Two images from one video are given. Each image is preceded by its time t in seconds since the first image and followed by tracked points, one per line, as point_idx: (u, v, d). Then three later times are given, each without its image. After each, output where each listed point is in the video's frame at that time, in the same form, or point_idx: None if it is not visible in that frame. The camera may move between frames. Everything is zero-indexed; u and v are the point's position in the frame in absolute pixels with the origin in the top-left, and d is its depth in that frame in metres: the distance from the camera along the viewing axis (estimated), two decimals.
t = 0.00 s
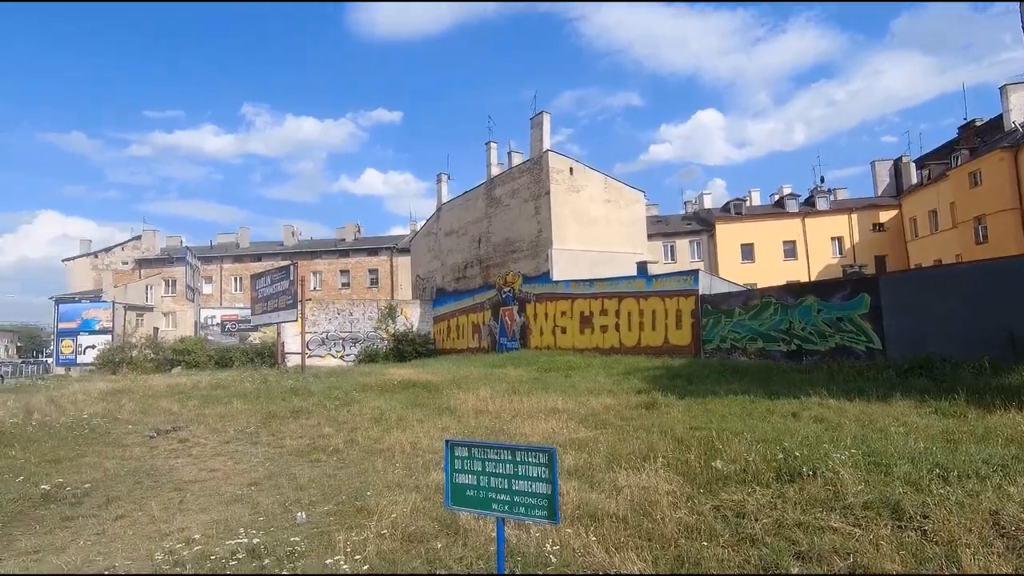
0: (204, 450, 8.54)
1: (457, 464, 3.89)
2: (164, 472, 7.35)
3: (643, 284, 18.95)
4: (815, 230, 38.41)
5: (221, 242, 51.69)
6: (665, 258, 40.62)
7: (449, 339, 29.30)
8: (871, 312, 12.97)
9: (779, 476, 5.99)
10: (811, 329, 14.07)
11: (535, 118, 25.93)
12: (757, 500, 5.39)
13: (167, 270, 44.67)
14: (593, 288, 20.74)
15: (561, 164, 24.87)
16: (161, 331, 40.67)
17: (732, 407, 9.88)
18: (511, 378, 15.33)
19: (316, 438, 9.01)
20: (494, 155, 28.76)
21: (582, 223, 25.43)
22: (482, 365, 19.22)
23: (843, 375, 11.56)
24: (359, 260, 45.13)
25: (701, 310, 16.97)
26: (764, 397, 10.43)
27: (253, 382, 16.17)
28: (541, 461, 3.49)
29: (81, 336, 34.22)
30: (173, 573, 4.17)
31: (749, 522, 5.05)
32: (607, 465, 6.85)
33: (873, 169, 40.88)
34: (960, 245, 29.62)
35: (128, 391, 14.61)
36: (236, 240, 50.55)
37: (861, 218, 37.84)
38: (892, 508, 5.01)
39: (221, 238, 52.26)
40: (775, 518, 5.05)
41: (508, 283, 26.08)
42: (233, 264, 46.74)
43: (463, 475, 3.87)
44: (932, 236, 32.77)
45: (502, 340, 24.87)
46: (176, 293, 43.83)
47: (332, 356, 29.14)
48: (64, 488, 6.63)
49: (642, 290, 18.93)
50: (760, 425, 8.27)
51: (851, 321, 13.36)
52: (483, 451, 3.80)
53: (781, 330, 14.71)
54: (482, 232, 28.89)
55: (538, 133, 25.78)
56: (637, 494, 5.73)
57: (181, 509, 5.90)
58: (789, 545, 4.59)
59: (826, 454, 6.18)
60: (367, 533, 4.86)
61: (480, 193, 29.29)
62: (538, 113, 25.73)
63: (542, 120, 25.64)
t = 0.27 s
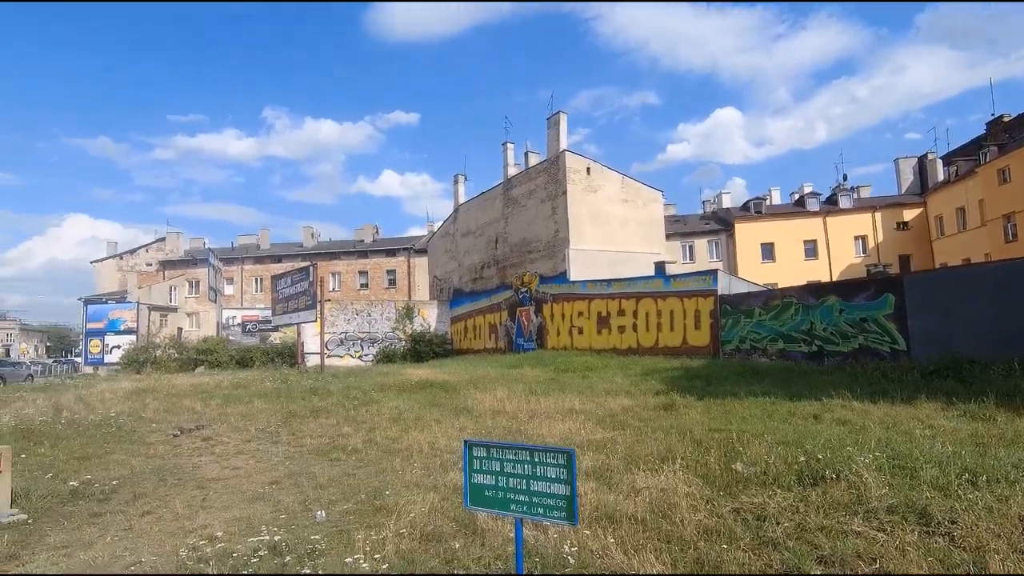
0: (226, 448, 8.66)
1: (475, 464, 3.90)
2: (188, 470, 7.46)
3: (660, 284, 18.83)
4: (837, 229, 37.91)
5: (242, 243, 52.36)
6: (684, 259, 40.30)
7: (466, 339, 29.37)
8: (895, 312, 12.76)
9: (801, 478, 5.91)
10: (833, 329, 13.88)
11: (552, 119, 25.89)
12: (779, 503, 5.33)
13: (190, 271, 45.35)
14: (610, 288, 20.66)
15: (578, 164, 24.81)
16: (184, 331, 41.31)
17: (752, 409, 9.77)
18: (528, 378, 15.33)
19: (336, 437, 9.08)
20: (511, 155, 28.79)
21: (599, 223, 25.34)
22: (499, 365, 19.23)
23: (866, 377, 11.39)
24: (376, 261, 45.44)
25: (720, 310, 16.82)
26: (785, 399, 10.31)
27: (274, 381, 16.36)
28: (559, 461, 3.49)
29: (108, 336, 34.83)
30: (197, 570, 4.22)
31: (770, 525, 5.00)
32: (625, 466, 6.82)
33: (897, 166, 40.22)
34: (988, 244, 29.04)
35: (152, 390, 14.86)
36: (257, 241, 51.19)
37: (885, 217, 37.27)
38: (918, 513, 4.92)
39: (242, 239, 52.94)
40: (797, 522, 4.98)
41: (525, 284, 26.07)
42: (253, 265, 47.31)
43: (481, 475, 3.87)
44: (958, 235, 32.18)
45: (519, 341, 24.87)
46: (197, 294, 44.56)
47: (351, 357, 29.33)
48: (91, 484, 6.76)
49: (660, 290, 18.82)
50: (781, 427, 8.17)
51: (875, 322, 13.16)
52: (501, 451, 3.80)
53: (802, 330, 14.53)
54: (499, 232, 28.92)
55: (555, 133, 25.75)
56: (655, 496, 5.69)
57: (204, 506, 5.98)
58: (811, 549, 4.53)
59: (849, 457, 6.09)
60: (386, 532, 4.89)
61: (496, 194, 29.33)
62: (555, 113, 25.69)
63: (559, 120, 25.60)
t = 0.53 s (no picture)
0: (245, 447, 8.75)
1: (492, 464, 3.90)
2: (207, 468, 7.55)
3: (676, 284, 18.72)
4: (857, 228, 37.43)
5: (260, 245, 52.90)
6: (700, 259, 39.99)
7: (480, 340, 29.41)
8: (917, 312, 12.60)
9: (821, 481, 5.85)
10: (853, 330, 13.70)
11: (567, 119, 25.85)
12: (798, 506, 5.27)
13: (209, 272, 45.91)
14: (625, 289, 20.57)
15: (593, 164, 24.74)
16: (203, 331, 41.83)
17: (770, 410, 9.68)
18: (543, 379, 15.31)
19: (353, 437, 9.14)
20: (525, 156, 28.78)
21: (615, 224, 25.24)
22: (514, 365, 19.23)
23: (887, 379, 11.23)
24: (392, 262, 45.65)
25: (737, 311, 16.68)
26: (804, 401, 10.19)
27: (292, 381, 16.51)
28: (577, 462, 3.48)
29: (129, 336, 35.35)
30: (217, 568, 4.27)
31: (789, 529, 4.94)
32: (641, 468, 6.78)
33: (920, 164, 39.58)
34: (1014, 242, 28.51)
35: (172, 389, 15.06)
36: (275, 242, 51.69)
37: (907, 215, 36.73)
38: (942, 517, 4.85)
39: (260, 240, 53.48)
40: (817, 525, 4.92)
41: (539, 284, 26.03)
42: (271, 266, 47.76)
43: (498, 475, 3.88)
44: (983, 233, 31.62)
45: (533, 341, 24.86)
46: (216, 294, 45.24)
47: (367, 357, 29.62)
48: (115, 482, 6.87)
49: (676, 290, 18.71)
50: (800, 429, 8.08)
51: (896, 322, 13.00)
52: (518, 452, 3.80)
53: (822, 331, 14.37)
54: (514, 233, 28.92)
55: (570, 134, 25.71)
56: (673, 498, 5.66)
57: (224, 504, 6.06)
58: (831, 553, 4.48)
59: (870, 460, 6.00)
60: (403, 531, 4.91)
61: (511, 194, 29.34)
62: (570, 113, 25.65)
63: (574, 120, 25.55)
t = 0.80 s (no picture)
0: (262, 446, 8.84)
1: (509, 465, 3.90)
2: (226, 466, 7.64)
3: (692, 285, 18.60)
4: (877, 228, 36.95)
5: (277, 246, 53.40)
6: (716, 259, 39.69)
7: (494, 340, 29.43)
8: (940, 313, 12.42)
9: (840, 484, 5.78)
10: (873, 331, 13.53)
11: (581, 119, 25.81)
12: (818, 510, 5.21)
13: (227, 273, 46.42)
14: (640, 289, 20.47)
15: (607, 164, 24.66)
16: (221, 331, 42.31)
17: (788, 412, 9.58)
18: (557, 380, 15.29)
19: (368, 437, 9.18)
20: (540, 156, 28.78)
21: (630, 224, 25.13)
22: (528, 366, 19.22)
23: (907, 381, 11.07)
24: (406, 263, 45.85)
25: (754, 312, 16.53)
26: (822, 403, 10.07)
27: (308, 381, 16.64)
28: (594, 463, 3.47)
29: (149, 336, 35.84)
30: (236, 565, 4.31)
31: (809, 533, 4.89)
32: (657, 470, 6.74)
33: (942, 162, 38.97)
34: None
35: (191, 389, 15.26)
36: (291, 244, 52.15)
37: (928, 215, 36.20)
38: (967, 523, 4.78)
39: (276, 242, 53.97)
40: (837, 529, 4.87)
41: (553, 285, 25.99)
42: (288, 267, 48.19)
43: (515, 476, 3.87)
44: (1007, 233, 31.06)
45: (547, 342, 24.83)
46: (233, 295, 45.71)
47: (382, 357, 29.85)
48: (137, 479, 6.97)
49: (691, 291, 18.58)
50: (818, 431, 7.99)
51: (917, 324, 12.81)
52: (535, 452, 3.80)
53: (840, 332, 14.20)
54: (528, 233, 28.91)
55: (584, 134, 25.66)
56: (689, 500, 5.62)
57: (242, 502, 6.12)
58: (852, 558, 4.43)
59: (891, 464, 5.92)
60: (419, 531, 4.93)
61: (525, 195, 29.34)
62: (584, 113, 25.61)
63: (588, 120, 25.50)
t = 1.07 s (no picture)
0: (280, 444, 8.93)
1: (527, 464, 3.90)
2: (245, 464, 7.73)
3: (708, 284, 18.46)
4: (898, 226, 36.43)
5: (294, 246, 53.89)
6: (732, 259, 39.36)
7: (509, 340, 29.44)
8: (964, 313, 12.24)
9: (862, 487, 5.71)
10: (895, 332, 13.34)
11: (596, 118, 25.73)
12: (839, 512, 5.16)
13: (245, 273, 46.93)
14: (656, 289, 20.36)
15: (622, 164, 24.55)
16: (239, 331, 42.78)
17: (807, 414, 9.48)
18: (572, 380, 15.26)
19: (385, 436, 9.23)
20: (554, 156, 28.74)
21: (645, 223, 24.99)
22: (543, 366, 19.20)
23: (930, 382, 10.91)
24: (421, 263, 46.03)
25: (771, 312, 16.38)
26: (842, 404, 9.95)
27: (325, 380, 16.78)
28: (614, 464, 3.45)
29: (170, 335, 36.34)
30: (257, 562, 4.36)
31: (830, 536, 4.83)
32: (673, 471, 6.70)
33: (965, 159, 38.29)
34: None
35: (210, 388, 15.44)
36: (308, 244, 52.58)
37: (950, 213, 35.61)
38: (993, 527, 4.71)
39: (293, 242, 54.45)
40: (859, 532, 4.81)
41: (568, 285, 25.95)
42: (304, 268, 48.61)
43: (534, 476, 3.87)
44: None
45: (562, 342, 24.79)
46: (251, 294, 46.20)
47: (397, 357, 30.03)
48: (159, 475, 7.08)
49: (708, 291, 18.45)
50: (838, 433, 7.90)
51: (941, 324, 12.62)
52: (554, 452, 3.79)
53: (861, 333, 14.02)
54: (542, 233, 28.88)
55: (599, 133, 25.57)
56: (708, 502, 5.58)
57: (263, 500, 6.19)
58: (875, 562, 4.38)
59: (914, 466, 5.85)
60: (436, 530, 4.95)
61: (540, 195, 29.32)
62: (599, 112, 25.53)
63: (603, 119, 25.42)
